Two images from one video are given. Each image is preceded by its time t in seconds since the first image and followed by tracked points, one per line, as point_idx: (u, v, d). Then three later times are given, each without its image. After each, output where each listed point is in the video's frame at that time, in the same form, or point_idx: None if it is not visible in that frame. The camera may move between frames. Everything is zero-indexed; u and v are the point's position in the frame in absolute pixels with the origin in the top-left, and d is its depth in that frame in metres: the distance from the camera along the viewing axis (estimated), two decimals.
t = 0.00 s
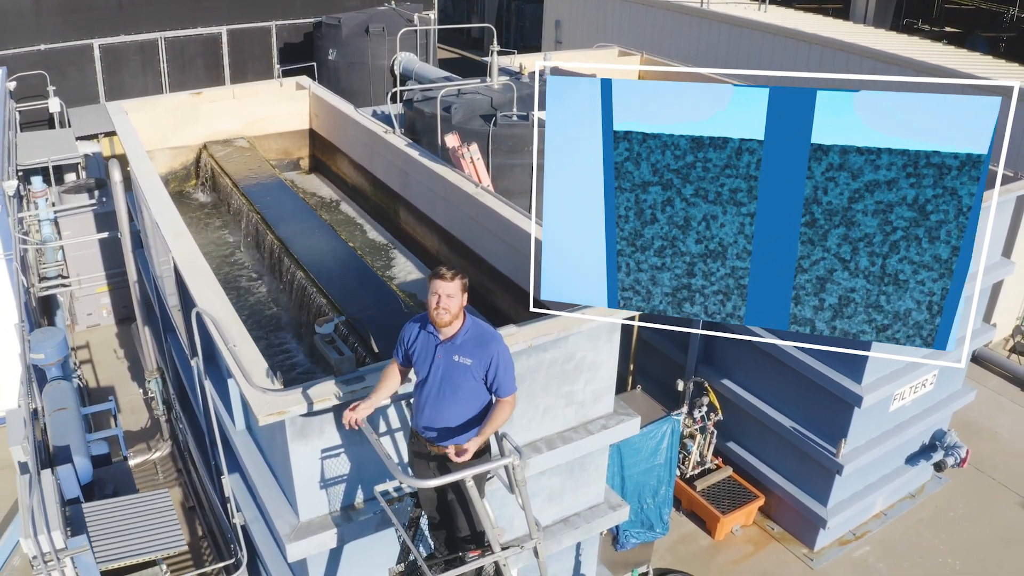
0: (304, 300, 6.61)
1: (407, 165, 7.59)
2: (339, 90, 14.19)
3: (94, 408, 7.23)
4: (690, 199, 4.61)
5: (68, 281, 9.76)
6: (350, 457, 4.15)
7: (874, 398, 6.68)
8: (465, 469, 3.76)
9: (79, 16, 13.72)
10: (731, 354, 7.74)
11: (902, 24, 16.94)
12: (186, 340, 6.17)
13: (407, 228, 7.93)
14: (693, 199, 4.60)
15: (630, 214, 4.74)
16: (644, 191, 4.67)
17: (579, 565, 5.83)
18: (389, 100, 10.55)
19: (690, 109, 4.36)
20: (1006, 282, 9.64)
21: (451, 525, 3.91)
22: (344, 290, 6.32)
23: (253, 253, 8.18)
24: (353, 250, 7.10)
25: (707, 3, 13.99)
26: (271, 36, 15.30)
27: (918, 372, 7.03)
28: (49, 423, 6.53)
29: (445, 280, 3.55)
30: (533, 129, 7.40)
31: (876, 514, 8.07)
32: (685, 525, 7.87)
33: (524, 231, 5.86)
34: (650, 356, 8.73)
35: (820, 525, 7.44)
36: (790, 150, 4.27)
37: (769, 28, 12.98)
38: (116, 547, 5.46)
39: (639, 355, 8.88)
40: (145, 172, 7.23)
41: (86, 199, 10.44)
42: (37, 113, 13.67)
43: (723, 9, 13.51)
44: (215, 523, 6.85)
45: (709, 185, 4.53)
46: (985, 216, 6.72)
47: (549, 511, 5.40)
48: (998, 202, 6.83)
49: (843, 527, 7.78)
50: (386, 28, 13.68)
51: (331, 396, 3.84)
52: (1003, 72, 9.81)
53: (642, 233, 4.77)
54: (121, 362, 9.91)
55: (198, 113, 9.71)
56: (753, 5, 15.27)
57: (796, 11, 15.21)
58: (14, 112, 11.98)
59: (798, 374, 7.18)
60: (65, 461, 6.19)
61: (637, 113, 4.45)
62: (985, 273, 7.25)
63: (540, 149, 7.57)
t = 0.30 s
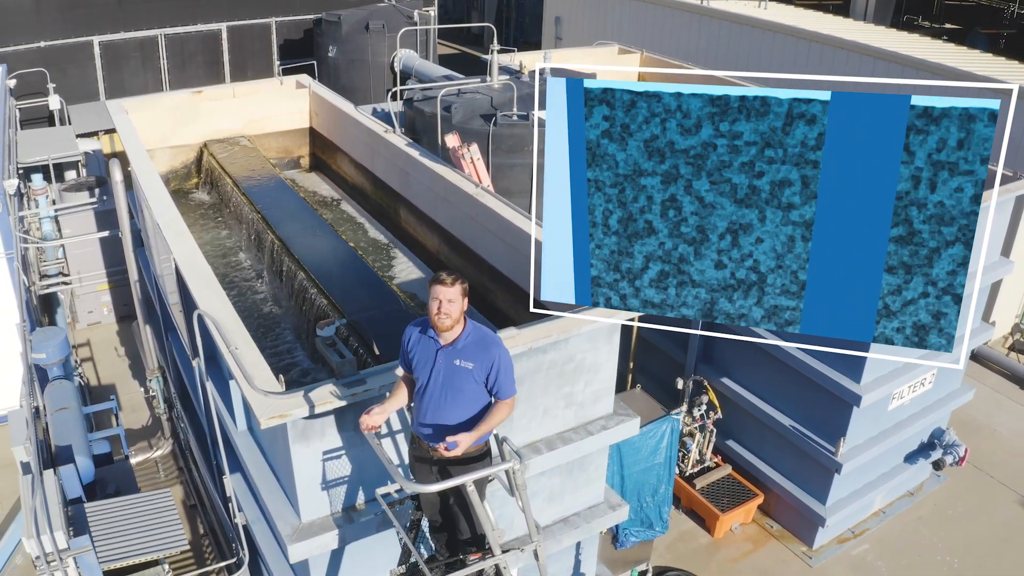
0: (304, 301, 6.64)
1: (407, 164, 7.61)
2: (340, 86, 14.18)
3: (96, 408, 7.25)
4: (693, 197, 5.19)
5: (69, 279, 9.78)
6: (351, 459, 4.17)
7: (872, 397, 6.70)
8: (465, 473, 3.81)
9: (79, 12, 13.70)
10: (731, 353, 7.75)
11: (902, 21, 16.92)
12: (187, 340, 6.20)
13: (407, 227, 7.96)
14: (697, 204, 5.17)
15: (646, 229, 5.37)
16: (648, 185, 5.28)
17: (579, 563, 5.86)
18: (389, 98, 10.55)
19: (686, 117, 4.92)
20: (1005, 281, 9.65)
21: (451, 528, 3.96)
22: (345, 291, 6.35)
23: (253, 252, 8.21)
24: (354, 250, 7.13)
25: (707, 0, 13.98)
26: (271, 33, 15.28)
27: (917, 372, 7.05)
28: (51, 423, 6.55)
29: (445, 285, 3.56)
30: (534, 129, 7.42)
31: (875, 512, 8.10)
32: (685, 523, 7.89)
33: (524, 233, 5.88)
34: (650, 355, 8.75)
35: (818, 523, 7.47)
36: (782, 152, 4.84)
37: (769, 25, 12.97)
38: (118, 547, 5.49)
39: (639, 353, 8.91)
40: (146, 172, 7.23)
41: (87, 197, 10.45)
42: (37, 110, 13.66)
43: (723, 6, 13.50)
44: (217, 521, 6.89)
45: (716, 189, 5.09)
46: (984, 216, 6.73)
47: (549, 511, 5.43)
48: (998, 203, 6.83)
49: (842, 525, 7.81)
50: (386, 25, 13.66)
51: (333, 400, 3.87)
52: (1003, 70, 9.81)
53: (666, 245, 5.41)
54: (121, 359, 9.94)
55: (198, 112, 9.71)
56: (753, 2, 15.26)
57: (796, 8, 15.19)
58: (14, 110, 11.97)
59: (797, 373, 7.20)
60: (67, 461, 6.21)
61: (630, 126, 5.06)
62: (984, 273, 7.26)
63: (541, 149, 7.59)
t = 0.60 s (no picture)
0: (304, 301, 6.66)
1: (407, 164, 7.62)
2: (339, 83, 14.17)
3: (98, 406, 7.26)
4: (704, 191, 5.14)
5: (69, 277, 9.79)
6: (351, 460, 4.20)
7: (871, 396, 6.72)
8: (465, 475, 3.85)
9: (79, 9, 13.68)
10: (730, 351, 7.77)
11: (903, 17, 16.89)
12: (188, 339, 6.22)
13: (408, 225, 7.98)
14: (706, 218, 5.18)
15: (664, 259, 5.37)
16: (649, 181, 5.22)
17: (579, 561, 5.90)
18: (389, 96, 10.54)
19: (684, 132, 5.03)
20: (1004, 279, 9.66)
21: (452, 530, 4.00)
22: (346, 291, 6.37)
23: (254, 251, 8.23)
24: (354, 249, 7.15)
25: None
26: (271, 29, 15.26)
27: (916, 370, 7.06)
28: (53, 422, 6.58)
29: (445, 288, 3.58)
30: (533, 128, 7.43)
31: (873, 509, 8.12)
32: (684, 520, 7.92)
33: (524, 233, 5.90)
34: (650, 352, 8.76)
35: (817, 521, 7.51)
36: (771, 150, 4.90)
37: (769, 21, 12.94)
38: (120, 547, 5.52)
39: (639, 351, 8.92)
40: (147, 171, 7.23)
41: (87, 195, 10.46)
42: (36, 107, 13.65)
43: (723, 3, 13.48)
44: (218, 519, 6.91)
45: (718, 204, 5.14)
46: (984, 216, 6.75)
47: (549, 509, 5.45)
48: (997, 202, 6.84)
49: (841, 522, 7.84)
50: (386, 22, 13.65)
51: (334, 401, 3.89)
52: (1003, 69, 9.80)
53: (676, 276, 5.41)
54: (122, 357, 9.96)
55: (198, 110, 9.72)
56: None
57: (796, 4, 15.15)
58: (13, 107, 11.96)
59: (797, 372, 7.22)
60: (68, 459, 6.24)
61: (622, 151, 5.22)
62: (983, 272, 7.27)
63: (540, 148, 7.61)
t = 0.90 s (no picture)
0: (305, 300, 6.69)
1: (407, 163, 7.64)
2: (339, 80, 14.18)
3: (99, 405, 7.28)
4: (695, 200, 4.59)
5: (70, 275, 9.81)
6: (352, 460, 4.23)
7: (869, 394, 6.75)
8: (464, 478, 3.88)
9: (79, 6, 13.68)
10: (729, 349, 7.79)
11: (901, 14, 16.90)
12: (189, 339, 6.24)
13: (408, 224, 8.00)
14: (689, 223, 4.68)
15: (646, 267, 4.89)
16: (635, 190, 4.67)
17: (578, 559, 5.94)
18: (389, 94, 10.55)
19: (673, 135, 4.47)
20: (1003, 277, 9.69)
21: (450, 530, 4.04)
22: (346, 291, 6.40)
23: (255, 250, 8.26)
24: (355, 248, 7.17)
25: None
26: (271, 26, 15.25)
27: (915, 368, 7.09)
28: (54, 421, 6.60)
29: (444, 295, 3.60)
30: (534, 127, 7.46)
31: (871, 506, 8.16)
32: (683, 517, 7.96)
33: (524, 233, 5.92)
34: (650, 351, 8.78)
35: (815, 518, 7.55)
36: (757, 151, 4.36)
37: (769, 18, 12.95)
38: (122, 545, 5.56)
39: (638, 349, 8.93)
40: (147, 170, 7.24)
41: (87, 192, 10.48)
42: (37, 104, 13.65)
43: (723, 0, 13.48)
44: (219, 516, 6.93)
45: (708, 214, 4.62)
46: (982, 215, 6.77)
47: (548, 508, 5.48)
48: (996, 201, 6.86)
49: (839, 520, 7.87)
50: (386, 18, 13.66)
51: (335, 402, 3.92)
52: (1002, 67, 9.82)
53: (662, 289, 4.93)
54: (123, 354, 9.99)
55: (198, 108, 9.74)
56: None
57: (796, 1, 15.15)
58: (14, 104, 11.97)
59: (796, 370, 7.25)
60: (70, 458, 6.26)
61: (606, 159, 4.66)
62: (981, 271, 7.29)
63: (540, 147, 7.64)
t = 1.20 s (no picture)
0: (306, 299, 6.71)
1: (407, 162, 7.65)
2: (339, 77, 14.18)
3: (101, 403, 7.30)
4: (693, 201, 4.60)
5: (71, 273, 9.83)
6: (353, 460, 4.26)
7: (868, 393, 6.78)
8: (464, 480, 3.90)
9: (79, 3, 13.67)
10: (728, 348, 7.81)
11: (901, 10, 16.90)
12: (191, 339, 6.27)
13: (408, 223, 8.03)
14: (689, 223, 4.68)
15: (644, 268, 4.91)
16: (634, 190, 4.67)
17: (577, 558, 5.98)
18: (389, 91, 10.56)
19: (672, 136, 4.48)
20: (1002, 275, 9.72)
21: (451, 531, 4.06)
22: (346, 291, 6.43)
23: (255, 249, 8.29)
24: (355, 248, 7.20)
25: None
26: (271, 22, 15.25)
27: (913, 367, 7.11)
28: (56, 420, 6.63)
29: (443, 300, 3.63)
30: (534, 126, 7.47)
31: (870, 504, 8.19)
32: (682, 514, 8.00)
33: (524, 233, 5.94)
34: (649, 349, 8.80)
35: (814, 516, 7.58)
36: (756, 152, 4.38)
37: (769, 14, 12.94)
38: (125, 544, 5.59)
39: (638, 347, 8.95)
40: (148, 169, 7.26)
41: (88, 190, 10.49)
42: (37, 101, 13.65)
43: None
44: (220, 514, 6.95)
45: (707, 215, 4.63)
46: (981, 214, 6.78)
47: (548, 507, 5.51)
48: (994, 201, 6.87)
49: (837, 517, 7.90)
50: (386, 15, 13.68)
51: (336, 404, 3.94)
52: (1002, 65, 9.82)
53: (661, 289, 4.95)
54: (124, 351, 10.02)
55: (198, 107, 9.75)
56: None
57: None
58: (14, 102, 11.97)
59: (795, 369, 7.27)
60: (72, 457, 6.30)
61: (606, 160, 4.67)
62: (979, 270, 7.30)
63: (540, 146, 7.66)
